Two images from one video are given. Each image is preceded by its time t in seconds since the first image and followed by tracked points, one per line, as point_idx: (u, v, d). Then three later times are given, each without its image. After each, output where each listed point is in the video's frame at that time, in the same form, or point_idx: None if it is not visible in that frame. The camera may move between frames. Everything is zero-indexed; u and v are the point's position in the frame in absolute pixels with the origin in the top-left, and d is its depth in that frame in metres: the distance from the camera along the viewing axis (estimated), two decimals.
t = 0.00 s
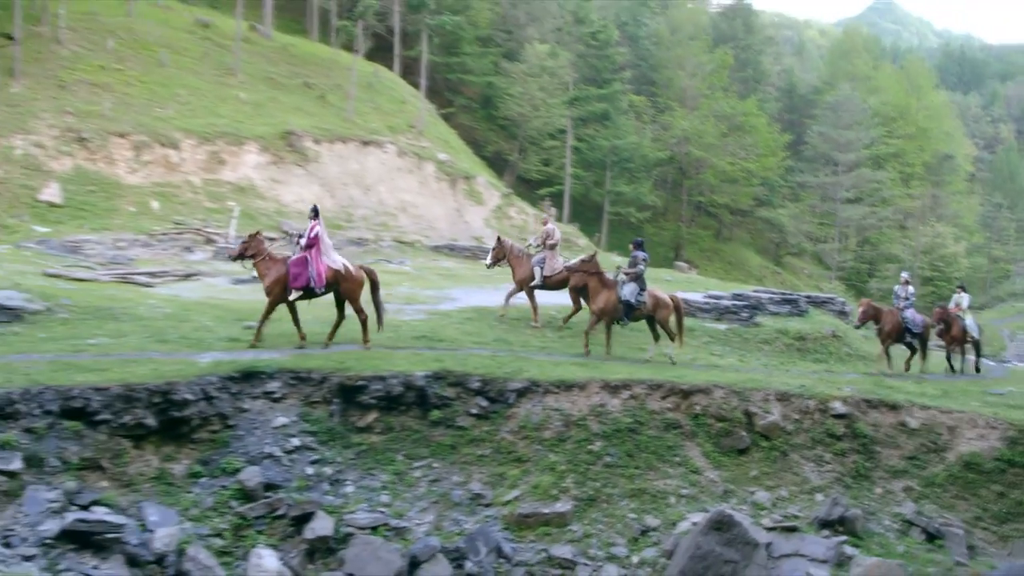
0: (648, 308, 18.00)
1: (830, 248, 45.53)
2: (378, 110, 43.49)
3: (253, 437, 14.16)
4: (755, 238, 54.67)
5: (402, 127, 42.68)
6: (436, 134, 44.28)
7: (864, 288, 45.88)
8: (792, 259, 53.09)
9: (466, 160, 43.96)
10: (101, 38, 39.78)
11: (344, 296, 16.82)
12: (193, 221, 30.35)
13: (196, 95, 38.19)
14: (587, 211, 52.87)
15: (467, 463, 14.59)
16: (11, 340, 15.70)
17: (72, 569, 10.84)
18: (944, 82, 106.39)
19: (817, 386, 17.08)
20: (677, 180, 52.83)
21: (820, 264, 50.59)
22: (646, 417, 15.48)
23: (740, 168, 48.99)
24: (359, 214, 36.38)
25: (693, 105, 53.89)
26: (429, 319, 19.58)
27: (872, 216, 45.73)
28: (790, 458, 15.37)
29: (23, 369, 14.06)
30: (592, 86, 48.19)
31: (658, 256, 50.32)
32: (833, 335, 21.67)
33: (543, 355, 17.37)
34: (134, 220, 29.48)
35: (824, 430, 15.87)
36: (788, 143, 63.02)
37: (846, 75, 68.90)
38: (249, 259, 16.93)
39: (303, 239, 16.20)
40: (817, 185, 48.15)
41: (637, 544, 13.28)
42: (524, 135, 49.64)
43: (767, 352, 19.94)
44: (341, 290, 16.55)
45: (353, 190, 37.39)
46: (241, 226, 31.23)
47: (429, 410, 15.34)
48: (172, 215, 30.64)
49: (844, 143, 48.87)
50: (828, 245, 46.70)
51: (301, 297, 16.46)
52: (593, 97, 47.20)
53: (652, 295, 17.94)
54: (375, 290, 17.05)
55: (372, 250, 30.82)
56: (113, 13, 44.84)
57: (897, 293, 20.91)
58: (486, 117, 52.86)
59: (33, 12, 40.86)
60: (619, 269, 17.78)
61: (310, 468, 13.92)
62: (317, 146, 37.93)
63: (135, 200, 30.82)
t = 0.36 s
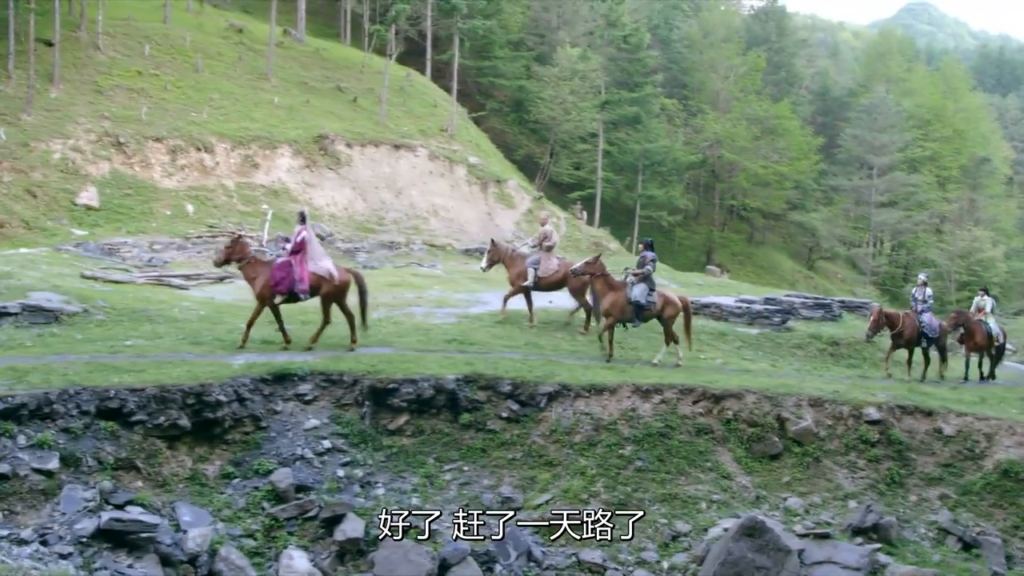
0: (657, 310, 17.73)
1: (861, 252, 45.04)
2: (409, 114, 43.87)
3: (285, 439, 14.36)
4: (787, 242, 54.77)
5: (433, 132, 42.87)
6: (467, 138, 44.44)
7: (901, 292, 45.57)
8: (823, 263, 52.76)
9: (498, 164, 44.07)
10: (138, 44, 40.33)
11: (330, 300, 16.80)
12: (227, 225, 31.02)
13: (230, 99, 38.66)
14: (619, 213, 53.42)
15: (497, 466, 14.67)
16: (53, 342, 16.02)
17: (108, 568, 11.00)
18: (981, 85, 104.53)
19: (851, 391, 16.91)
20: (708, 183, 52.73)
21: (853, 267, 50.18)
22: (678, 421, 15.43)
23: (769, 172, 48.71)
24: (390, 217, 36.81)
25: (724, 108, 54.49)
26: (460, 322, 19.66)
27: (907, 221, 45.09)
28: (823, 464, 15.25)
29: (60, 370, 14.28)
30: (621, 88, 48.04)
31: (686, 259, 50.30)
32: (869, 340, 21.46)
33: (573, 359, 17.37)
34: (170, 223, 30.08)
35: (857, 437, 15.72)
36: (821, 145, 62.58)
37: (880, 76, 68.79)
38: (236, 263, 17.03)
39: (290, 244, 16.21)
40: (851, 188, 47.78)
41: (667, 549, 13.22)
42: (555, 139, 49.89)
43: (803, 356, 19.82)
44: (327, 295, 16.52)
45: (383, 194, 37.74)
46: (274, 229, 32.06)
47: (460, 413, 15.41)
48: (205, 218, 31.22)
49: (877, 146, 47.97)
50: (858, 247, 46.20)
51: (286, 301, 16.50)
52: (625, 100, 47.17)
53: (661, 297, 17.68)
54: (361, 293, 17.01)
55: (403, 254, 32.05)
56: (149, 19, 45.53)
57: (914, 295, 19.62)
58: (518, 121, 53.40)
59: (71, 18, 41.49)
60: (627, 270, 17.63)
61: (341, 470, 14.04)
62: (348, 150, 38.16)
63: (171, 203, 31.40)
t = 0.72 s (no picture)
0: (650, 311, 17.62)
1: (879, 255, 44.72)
2: (426, 117, 44.06)
3: (302, 441, 14.41)
4: (805, 245, 54.97)
5: (450, 134, 43.00)
6: (484, 141, 44.55)
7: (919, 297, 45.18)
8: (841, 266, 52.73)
9: (515, 167, 44.21)
10: (157, 48, 40.47)
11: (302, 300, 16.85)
12: (244, 228, 31.32)
13: (249, 103, 38.89)
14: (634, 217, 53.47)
15: (514, 470, 14.71)
16: (73, 343, 16.15)
17: (126, 568, 11.04)
18: (1003, 88, 103.78)
19: (870, 396, 16.79)
20: (724, 186, 52.66)
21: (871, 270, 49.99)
22: (695, 425, 15.36)
23: (787, 174, 48.53)
24: (407, 220, 37.12)
25: (742, 111, 54.78)
26: (476, 325, 19.68)
27: (926, 224, 44.97)
28: (841, 469, 15.18)
29: (80, 372, 14.36)
30: (638, 91, 47.96)
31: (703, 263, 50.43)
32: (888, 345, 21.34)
33: (589, 362, 17.34)
34: (188, 226, 30.33)
35: (875, 442, 15.61)
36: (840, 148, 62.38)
37: (899, 79, 68.65)
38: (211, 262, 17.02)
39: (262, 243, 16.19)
40: (869, 192, 47.82)
41: (684, 553, 13.19)
42: (572, 142, 50.04)
43: (823, 361, 19.75)
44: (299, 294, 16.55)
45: (400, 197, 37.95)
46: (292, 232, 32.35)
47: (476, 416, 15.43)
48: (223, 222, 31.53)
49: (896, 148, 48.01)
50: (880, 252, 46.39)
51: (257, 301, 16.44)
52: (642, 104, 47.18)
53: (655, 298, 17.54)
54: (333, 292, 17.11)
55: (420, 257, 32.40)
56: (168, 24, 45.77)
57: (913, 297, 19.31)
58: (535, 124, 53.60)
59: (92, 23, 41.75)
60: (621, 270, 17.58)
61: (358, 473, 14.11)
62: (365, 153, 38.31)
63: (189, 206, 31.64)
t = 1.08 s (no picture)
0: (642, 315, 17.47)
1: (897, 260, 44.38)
2: (442, 121, 44.22)
3: (317, 445, 14.48)
4: (822, 249, 55.01)
5: (465, 139, 43.13)
6: (499, 145, 44.68)
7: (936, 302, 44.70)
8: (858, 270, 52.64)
9: (530, 172, 44.29)
10: (175, 53, 40.68)
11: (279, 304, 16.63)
12: (261, 232, 31.51)
13: (266, 107, 39.11)
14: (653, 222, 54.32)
15: (529, 474, 14.73)
16: (91, 346, 16.30)
17: (143, 570, 11.10)
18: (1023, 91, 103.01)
19: (887, 402, 16.69)
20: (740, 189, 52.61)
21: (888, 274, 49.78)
22: (710, 430, 15.32)
23: (803, 179, 48.35)
24: (424, 224, 37.33)
25: (758, 115, 54.67)
26: (490, 329, 19.70)
27: (943, 229, 44.21)
28: (857, 475, 15.10)
29: (97, 374, 14.44)
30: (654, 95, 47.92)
31: (718, 268, 50.45)
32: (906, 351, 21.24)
33: (603, 367, 17.33)
34: (205, 230, 30.55)
35: (892, 447, 15.51)
36: (856, 152, 62.18)
37: (916, 83, 68.29)
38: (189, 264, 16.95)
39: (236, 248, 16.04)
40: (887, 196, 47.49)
41: (699, 559, 13.14)
42: (587, 146, 50.15)
43: (840, 366, 19.69)
44: (276, 299, 16.37)
45: (415, 201, 38.10)
46: (308, 236, 32.47)
47: (492, 420, 15.43)
48: (240, 225, 31.73)
49: (913, 153, 47.55)
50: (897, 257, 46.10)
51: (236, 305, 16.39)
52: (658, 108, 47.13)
53: (648, 301, 17.36)
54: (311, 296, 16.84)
55: (435, 261, 32.60)
56: (186, 29, 46.07)
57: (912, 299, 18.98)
58: (550, 129, 53.72)
59: (111, 28, 42.04)
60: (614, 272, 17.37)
61: (373, 476, 14.17)
62: (381, 157, 38.47)
63: (206, 210, 31.85)
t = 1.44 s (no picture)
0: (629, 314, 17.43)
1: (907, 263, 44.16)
2: (452, 123, 44.29)
3: (327, 446, 14.54)
4: (832, 252, 55.08)
5: (475, 141, 43.21)
6: (509, 147, 44.73)
7: (947, 305, 44.46)
8: (869, 273, 52.54)
9: (539, 174, 44.34)
10: (186, 55, 40.78)
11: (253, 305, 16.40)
12: (271, 233, 31.62)
13: (276, 109, 39.22)
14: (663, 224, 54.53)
15: (538, 476, 14.74)
16: (102, 347, 16.37)
17: (153, 570, 11.13)
18: None
19: (899, 405, 16.62)
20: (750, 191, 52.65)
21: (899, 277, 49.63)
22: (720, 433, 15.29)
23: (813, 181, 48.19)
24: (433, 226, 37.42)
25: (769, 117, 54.54)
26: (499, 331, 19.71)
27: (954, 232, 43.56)
28: (867, 478, 15.05)
29: (108, 376, 14.49)
30: (663, 97, 47.85)
31: (728, 270, 50.43)
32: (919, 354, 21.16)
33: (612, 369, 17.32)
34: (216, 231, 30.67)
35: (903, 451, 15.45)
36: (867, 154, 62.07)
37: (928, 84, 67.92)
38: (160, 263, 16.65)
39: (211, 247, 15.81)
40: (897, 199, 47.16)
41: (709, 562, 13.10)
42: (597, 148, 50.25)
43: (851, 369, 19.62)
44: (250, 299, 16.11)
45: (425, 203, 38.19)
46: (318, 238, 32.57)
47: (501, 422, 15.45)
48: (251, 227, 31.85)
49: (924, 155, 46.90)
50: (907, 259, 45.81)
51: (208, 304, 16.09)
52: (668, 110, 47.08)
53: (635, 299, 17.34)
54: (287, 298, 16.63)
55: (444, 263, 32.65)
56: (197, 31, 46.23)
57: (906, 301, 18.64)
58: (560, 131, 53.81)
59: (122, 31, 42.20)
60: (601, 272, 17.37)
61: (383, 478, 14.21)
62: (391, 159, 38.55)
63: (217, 212, 31.97)
